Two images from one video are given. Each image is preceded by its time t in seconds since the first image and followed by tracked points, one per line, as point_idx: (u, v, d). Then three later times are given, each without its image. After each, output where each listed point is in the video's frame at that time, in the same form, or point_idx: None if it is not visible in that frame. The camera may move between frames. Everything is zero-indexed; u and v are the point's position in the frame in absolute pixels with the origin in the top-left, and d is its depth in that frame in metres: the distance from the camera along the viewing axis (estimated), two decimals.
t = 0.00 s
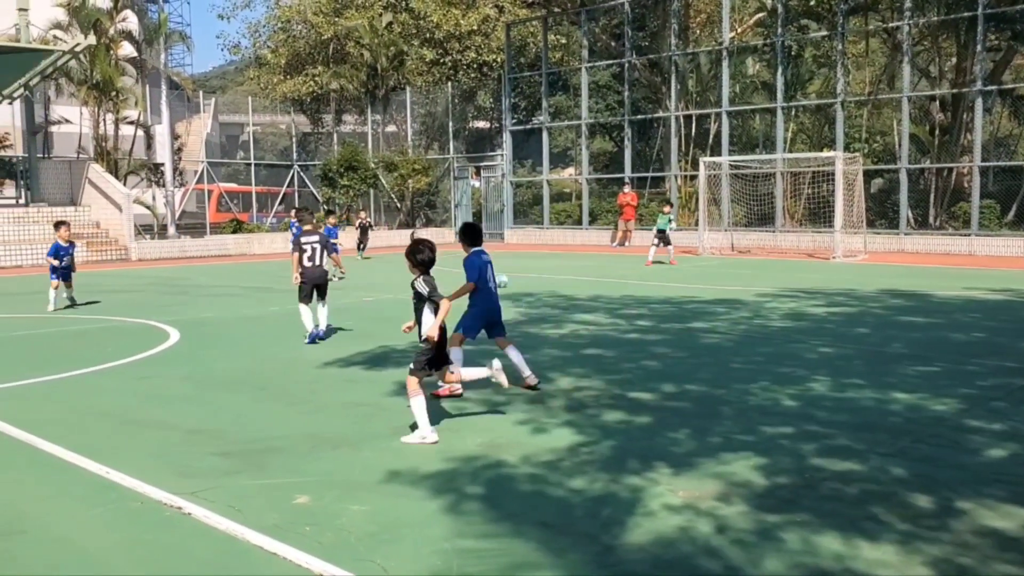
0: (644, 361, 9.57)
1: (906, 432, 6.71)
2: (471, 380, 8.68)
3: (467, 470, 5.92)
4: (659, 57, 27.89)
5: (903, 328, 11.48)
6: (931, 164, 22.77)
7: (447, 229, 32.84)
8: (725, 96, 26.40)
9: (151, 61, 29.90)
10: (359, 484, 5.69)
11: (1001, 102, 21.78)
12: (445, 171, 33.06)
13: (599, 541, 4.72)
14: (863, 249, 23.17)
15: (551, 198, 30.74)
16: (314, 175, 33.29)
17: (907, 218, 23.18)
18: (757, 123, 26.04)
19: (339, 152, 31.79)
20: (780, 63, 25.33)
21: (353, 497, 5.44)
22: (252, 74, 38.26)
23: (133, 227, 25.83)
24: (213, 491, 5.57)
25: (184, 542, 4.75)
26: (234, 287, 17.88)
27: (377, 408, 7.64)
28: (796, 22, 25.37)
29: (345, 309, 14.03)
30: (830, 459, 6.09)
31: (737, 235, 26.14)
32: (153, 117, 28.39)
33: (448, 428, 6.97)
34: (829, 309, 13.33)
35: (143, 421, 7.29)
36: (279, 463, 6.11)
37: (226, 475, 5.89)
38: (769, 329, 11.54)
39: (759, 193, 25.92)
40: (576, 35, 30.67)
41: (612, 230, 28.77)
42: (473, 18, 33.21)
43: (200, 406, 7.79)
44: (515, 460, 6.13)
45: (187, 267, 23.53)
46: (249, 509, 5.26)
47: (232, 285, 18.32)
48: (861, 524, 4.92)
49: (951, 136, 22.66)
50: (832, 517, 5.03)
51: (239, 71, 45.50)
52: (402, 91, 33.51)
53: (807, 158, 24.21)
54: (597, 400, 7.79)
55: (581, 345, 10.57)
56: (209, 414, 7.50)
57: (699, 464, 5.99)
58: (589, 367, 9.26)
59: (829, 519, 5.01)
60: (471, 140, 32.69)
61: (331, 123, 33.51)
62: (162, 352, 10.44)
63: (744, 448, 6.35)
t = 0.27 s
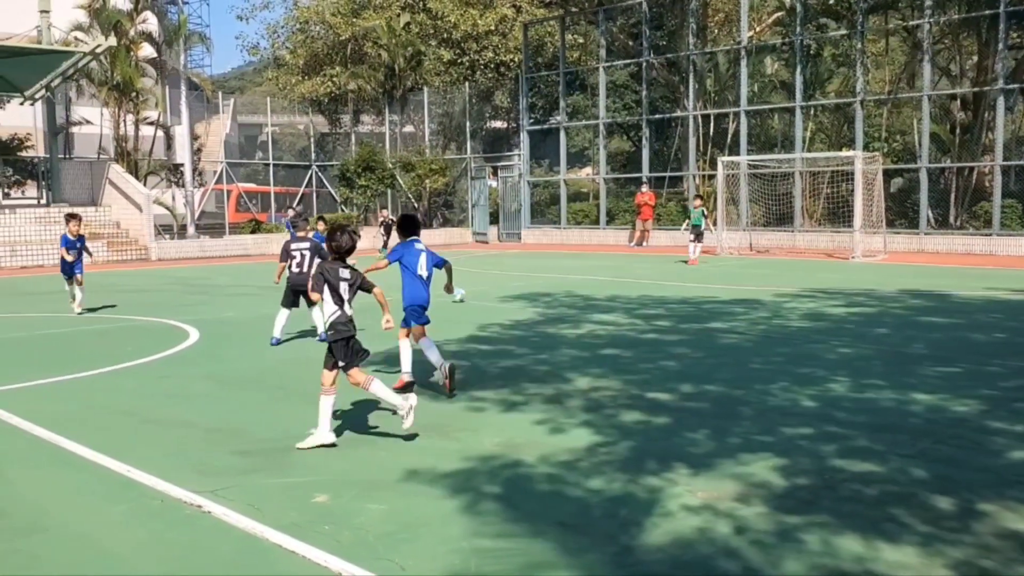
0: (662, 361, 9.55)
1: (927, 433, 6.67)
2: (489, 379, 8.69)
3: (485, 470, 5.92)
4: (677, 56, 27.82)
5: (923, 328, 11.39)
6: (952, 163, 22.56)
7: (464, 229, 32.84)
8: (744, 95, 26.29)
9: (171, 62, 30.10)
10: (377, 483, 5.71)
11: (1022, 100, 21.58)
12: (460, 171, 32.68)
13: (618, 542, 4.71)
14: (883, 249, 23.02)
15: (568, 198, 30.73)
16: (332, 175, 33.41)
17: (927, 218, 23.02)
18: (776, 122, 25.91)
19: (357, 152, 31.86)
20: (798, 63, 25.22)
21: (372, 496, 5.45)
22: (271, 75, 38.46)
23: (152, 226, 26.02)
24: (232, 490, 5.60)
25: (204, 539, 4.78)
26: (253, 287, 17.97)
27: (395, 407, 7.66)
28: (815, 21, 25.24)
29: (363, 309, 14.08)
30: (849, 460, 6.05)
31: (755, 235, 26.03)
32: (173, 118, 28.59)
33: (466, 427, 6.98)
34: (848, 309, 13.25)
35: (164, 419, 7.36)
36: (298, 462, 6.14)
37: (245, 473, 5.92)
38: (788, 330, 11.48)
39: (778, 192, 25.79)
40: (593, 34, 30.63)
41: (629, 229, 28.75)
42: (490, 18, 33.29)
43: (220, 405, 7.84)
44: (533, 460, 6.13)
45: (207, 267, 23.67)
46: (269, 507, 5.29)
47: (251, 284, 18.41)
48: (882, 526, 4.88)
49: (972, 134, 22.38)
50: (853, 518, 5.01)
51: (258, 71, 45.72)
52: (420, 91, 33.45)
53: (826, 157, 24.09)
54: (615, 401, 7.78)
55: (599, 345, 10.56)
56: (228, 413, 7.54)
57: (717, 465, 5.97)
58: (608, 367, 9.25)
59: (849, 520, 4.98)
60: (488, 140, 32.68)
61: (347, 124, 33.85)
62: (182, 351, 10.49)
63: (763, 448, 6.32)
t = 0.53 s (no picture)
0: (682, 360, 9.53)
1: (950, 433, 6.62)
2: (509, 379, 8.69)
3: (504, 469, 5.93)
4: (696, 55, 27.74)
5: (946, 328, 11.30)
6: (974, 162, 22.37)
7: (482, 228, 32.80)
8: (763, 93, 26.17)
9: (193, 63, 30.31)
10: (397, 481, 5.73)
11: None
12: (480, 171, 32.94)
13: (638, 541, 4.70)
14: (905, 249, 22.86)
15: (586, 197, 30.68)
16: (351, 175, 33.53)
17: (949, 217, 22.83)
18: (796, 121, 25.77)
19: (375, 152, 31.93)
20: (818, 61, 25.08)
21: (392, 495, 5.47)
22: (290, 75, 38.64)
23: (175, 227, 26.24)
24: (254, 487, 5.63)
25: (226, 536, 4.82)
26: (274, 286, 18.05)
27: (415, 406, 7.67)
28: (836, 20, 25.10)
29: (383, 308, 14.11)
30: (871, 460, 6.02)
31: (775, 234, 25.90)
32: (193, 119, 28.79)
33: (485, 426, 6.98)
34: (870, 309, 13.17)
35: (186, 417, 7.41)
36: (318, 460, 6.16)
37: (266, 471, 5.95)
38: (809, 329, 11.42)
39: (797, 191, 25.64)
40: (612, 33, 30.59)
41: (648, 229, 28.70)
42: (509, 18, 33.42)
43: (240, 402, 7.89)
44: (552, 459, 6.13)
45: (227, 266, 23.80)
46: (290, 505, 5.32)
47: (271, 284, 18.50)
48: (904, 527, 4.85)
49: (995, 133, 22.28)
50: (874, 518, 4.98)
51: (277, 71, 45.92)
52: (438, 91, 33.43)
53: (846, 156, 23.96)
54: (635, 400, 7.77)
55: (618, 345, 10.54)
56: (249, 411, 7.59)
57: (738, 465, 5.95)
58: (627, 367, 9.23)
59: (871, 521, 4.95)
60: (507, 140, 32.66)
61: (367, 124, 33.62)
62: (202, 350, 10.56)
63: (784, 449, 6.30)
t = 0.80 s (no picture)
0: (703, 358, 9.50)
1: (974, 433, 6.56)
2: (528, 376, 8.70)
3: (524, 466, 5.93)
4: (718, 53, 27.64)
5: (969, 327, 11.21)
6: (999, 160, 22.17)
7: (502, 226, 32.78)
8: (786, 91, 26.03)
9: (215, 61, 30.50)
10: (418, 477, 5.74)
11: None
12: (499, 168, 32.87)
13: (659, 539, 4.69)
14: (929, 248, 22.67)
15: (607, 195, 30.64)
16: (371, 173, 33.60)
17: (973, 215, 22.63)
18: (817, 119, 25.62)
19: (396, 150, 32.01)
20: (841, 58, 24.93)
21: (412, 491, 5.48)
22: (311, 73, 38.80)
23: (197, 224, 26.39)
24: (276, 482, 5.66)
25: (248, 531, 4.84)
26: (294, 283, 18.12)
27: (435, 402, 7.69)
28: (858, 16, 24.88)
29: (403, 306, 14.15)
30: (894, 460, 5.97)
31: (797, 233, 25.75)
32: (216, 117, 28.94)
33: (505, 423, 6.99)
34: (893, 307, 13.08)
35: (207, 412, 7.45)
36: (340, 456, 6.19)
37: (288, 466, 5.98)
38: (830, 328, 11.36)
39: (819, 189, 25.50)
40: (633, 31, 30.54)
41: (669, 227, 28.63)
42: (530, 15, 33.52)
43: (261, 398, 7.93)
44: (572, 457, 6.13)
45: (248, 263, 23.93)
46: (311, 500, 5.34)
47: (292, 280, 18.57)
48: (927, 527, 4.81)
49: (1021, 131, 22.03)
50: (897, 518, 4.94)
51: (297, 69, 46.09)
52: (458, 89, 33.47)
53: (869, 154, 23.80)
54: (655, 398, 7.75)
55: (638, 343, 10.51)
56: (271, 407, 7.62)
57: (759, 463, 5.92)
58: (647, 365, 9.20)
59: (894, 521, 4.91)
60: (527, 137, 32.64)
61: (388, 122, 33.79)
62: (223, 346, 10.61)
63: (806, 447, 6.26)
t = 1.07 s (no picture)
0: (731, 358, 9.46)
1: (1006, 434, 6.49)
2: (555, 375, 8.70)
3: (552, 465, 5.93)
4: (745, 50, 27.49)
5: (1001, 327, 11.09)
6: None
7: (528, 224, 32.77)
8: (814, 88, 25.85)
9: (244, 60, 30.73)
10: (446, 474, 5.77)
11: None
12: (525, 167, 32.96)
13: (687, 539, 4.68)
14: (960, 247, 22.43)
15: (633, 193, 30.55)
16: (398, 172, 33.69)
17: (1006, 214, 22.40)
18: (847, 116, 25.46)
19: (423, 149, 32.11)
20: (871, 56, 24.73)
21: (440, 488, 5.50)
22: (339, 72, 39.02)
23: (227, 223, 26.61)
24: (306, 479, 5.71)
25: (277, 527, 4.89)
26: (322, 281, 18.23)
27: (462, 400, 7.71)
28: (889, 13, 24.63)
29: (430, 304, 14.22)
30: (925, 460, 5.92)
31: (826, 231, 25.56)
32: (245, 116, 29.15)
33: (533, 421, 7.00)
34: (923, 306, 12.96)
35: (236, 409, 7.53)
36: (368, 453, 6.23)
37: (317, 463, 6.03)
38: (860, 327, 11.28)
39: (848, 188, 25.32)
40: (660, 29, 30.47)
41: (697, 225, 28.53)
42: (558, 14, 33.64)
43: (289, 395, 8.00)
44: (600, 456, 6.12)
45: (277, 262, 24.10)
46: (340, 496, 5.38)
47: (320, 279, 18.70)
48: (959, 528, 4.77)
49: None
50: (929, 520, 4.90)
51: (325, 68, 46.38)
52: (485, 88, 33.50)
53: (900, 152, 23.58)
54: (683, 398, 7.73)
55: (666, 342, 10.49)
56: (300, 404, 7.68)
57: (788, 464, 5.89)
58: (674, 364, 9.18)
59: (925, 522, 4.87)
60: (553, 136, 32.60)
61: (415, 120, 33.67)
62: (252, 343, 10.70)
63: (835, 447, 6.22)
